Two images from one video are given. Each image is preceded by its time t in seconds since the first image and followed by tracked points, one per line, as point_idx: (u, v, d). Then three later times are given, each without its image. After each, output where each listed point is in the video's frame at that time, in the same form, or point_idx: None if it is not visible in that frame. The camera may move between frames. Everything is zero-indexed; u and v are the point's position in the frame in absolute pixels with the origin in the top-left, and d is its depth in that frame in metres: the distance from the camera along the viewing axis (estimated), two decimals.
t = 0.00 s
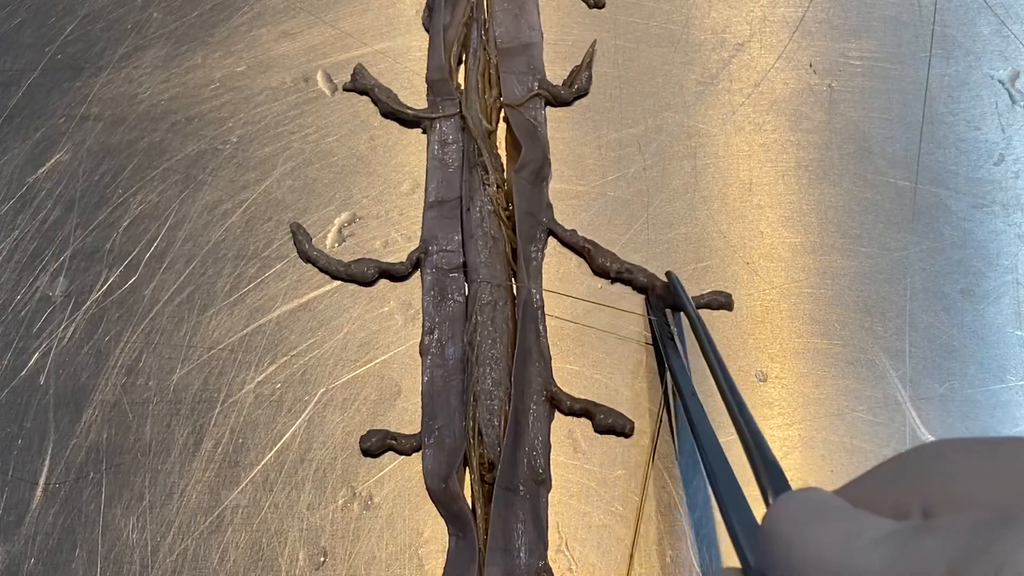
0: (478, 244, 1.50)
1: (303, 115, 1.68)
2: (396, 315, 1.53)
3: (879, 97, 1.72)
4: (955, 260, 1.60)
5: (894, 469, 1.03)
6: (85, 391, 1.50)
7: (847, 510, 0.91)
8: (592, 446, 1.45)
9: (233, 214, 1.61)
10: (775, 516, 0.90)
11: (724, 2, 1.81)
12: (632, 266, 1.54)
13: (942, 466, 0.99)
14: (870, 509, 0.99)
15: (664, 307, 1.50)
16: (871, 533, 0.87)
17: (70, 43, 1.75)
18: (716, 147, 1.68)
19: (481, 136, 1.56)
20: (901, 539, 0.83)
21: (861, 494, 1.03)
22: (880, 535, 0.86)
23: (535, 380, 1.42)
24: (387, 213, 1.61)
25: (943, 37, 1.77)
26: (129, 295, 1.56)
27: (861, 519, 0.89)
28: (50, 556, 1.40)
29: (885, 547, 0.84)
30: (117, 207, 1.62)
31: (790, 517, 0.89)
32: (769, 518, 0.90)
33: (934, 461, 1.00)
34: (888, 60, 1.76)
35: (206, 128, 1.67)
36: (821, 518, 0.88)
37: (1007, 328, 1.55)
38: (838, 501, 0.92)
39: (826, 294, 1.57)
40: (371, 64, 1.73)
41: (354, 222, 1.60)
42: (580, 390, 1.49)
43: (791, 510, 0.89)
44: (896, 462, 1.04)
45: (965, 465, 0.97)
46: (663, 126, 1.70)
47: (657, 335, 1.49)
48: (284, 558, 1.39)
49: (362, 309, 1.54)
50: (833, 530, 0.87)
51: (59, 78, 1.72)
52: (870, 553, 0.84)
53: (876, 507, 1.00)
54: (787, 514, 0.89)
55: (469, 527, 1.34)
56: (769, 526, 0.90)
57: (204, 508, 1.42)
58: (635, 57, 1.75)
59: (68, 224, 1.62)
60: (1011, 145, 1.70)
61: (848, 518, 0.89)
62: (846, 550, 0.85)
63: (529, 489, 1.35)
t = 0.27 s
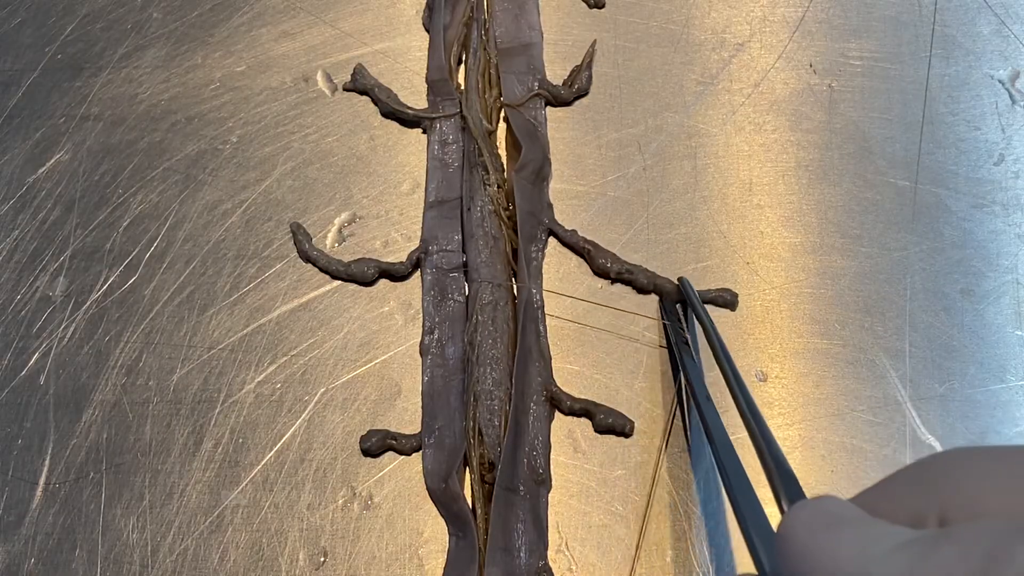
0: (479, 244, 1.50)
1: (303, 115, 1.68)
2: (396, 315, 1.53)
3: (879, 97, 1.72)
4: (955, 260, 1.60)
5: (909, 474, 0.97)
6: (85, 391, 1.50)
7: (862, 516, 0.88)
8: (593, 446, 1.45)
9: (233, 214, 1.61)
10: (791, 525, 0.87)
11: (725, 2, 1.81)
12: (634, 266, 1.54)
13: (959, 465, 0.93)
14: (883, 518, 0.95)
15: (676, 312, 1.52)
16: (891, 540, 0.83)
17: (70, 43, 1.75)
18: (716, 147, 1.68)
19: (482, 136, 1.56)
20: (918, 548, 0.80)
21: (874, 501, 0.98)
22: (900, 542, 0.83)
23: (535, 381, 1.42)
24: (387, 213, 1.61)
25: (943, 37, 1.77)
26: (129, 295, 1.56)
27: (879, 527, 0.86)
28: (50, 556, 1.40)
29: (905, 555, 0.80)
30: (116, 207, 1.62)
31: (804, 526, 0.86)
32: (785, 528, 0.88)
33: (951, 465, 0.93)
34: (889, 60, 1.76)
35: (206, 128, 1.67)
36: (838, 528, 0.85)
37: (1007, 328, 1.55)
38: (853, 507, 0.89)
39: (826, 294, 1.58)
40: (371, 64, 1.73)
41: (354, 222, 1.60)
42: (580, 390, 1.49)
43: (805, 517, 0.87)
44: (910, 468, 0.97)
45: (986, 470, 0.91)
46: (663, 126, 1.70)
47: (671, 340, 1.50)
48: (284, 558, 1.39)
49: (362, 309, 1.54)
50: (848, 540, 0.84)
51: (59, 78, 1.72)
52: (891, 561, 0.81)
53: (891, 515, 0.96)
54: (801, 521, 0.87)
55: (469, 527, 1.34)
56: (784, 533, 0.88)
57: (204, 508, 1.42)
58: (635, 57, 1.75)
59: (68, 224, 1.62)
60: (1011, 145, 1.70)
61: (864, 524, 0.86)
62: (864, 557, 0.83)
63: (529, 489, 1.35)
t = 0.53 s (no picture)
0: (481, 243, 1.50)
1: (303, 115, 1.68)
2: (396, 315, 1.53)
3: (879, 97, 1.72)
4: (955, 260, 1.60)
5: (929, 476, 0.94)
6: (85, 391, 1.50)
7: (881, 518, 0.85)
8: (592, 446, 1.45)
9: (233, 214, 1.61)
10: (808, 526, 0.85)
11: (724, 2, 1.81)
12: (635, 266, 1.54)
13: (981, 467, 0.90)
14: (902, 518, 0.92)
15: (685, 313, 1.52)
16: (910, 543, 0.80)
17: (70, 43, 1.75)
18: (716, 147, 1.68)
19: (482, 136, 1.56)
20: (939, 550, 0.77)
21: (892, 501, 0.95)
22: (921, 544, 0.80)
23: (535, 381, 1.42)
24: (387, 213, 1.61)
25: (943, 37, 1.77)
26: (129, 295, 1.56)
27: (899, 529, 0.83)
28: (50, 556, 1.40)
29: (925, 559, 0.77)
30: (116, 207, 1.62)
31: (821, 529, 0.84)
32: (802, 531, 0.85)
33: (966, 465, 0.90)
34: (889, 60, 1.76)
35: (206, 128, 1.67)
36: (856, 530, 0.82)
37: (1007, 328, 1.55)
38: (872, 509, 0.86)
39: (826, 294, 1.57)
40: (371, 64, 1.73)
41: (354, 222, 1.60)
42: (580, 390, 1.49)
43: (821, 520, 0.84)
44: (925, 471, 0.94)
45: (1003, 469, 0.88)
46: (663, 126, 1.70)
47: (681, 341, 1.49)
48: (284, 558, 1.39)
49: (362, 309, 1.54)
50: (864, 543, 0.81)
51: (59, 78, 1.72)
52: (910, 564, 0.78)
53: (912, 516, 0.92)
54: (819, 523, 0.84)
55: (469, 527, 1.34)
56: (800, 538, 0.86)
57: (204, 508, 1.42)
58: (635, 57, 1.75)
59: (68, 224, 1.62)
60: (1011, 145, 1.70)
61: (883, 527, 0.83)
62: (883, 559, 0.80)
63: (529, 489, 1.35)
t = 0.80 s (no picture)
0: (483, 243, 1.50)
1: (303, 115, 1.68)
2: (396, 315, 1.53)
3: (879, 97, 1.72)
4: (955, 260, 1.60)
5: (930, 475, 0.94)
6: (85, 391, 1.50)
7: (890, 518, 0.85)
8: (593, 446, 1.45)
9: (233, 214, 1.61)
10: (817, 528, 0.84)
11: (724, 2, 1.81)
12: (635, 265, 1.54)
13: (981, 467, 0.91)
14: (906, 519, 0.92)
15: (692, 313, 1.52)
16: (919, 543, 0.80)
17: (70, 43, 1.75)
18: (716, 147, 1.68)
19: (483, 136, 1.56)
20: (950, 552, 0.77)
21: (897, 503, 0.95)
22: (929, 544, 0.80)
23: (535, 381, 1.42)
24: (387, 213, 1.61)
25: (943, 37, 1.77)
26: (129, 295, 1.56)
27: (907, 529, 0.83)
28: (51, 556, 1.40)
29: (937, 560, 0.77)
30: (116, 207, 1.62)
31: (831, 530, 0.83)
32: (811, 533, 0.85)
33: (969, 464, 0.91)
34: (889, 60, 1.76)
35: (206, 128, 1.67)
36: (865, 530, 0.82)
37: (1007, 328, 1.55)
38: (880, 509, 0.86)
39: (826, 294, 1.57)
40: (371, 64, 1.73)
41: (354, 222, 1.60)
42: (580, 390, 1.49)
43: (830, 521, 0.84)
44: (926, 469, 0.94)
45: (1008, 469, 0.88)
46: (663, 126, 1.69)
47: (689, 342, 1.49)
48: (284, 558, 1.39)
49: (362, 309, 1.54)
50: (873, 543, 0.81)
51: (59, 78, 1.72)
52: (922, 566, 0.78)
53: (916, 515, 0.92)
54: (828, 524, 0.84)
55: (469, 527, 1.34)
56: (808, 539, 0.85)
57: (204, 508, 1.42)
58: (635, 57, 1.75)
59: (68, 223, 1.62)
60: (1011, 145, 1.70)
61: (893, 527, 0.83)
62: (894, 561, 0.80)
63: (529, 489, 1.35)
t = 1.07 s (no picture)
0: (483, 243, 1.50)
1: (303, 115, 1.68)
2: (396, 315, 1.53)
3: (879, 97, 1.72)
4: (955, 260, 1.60)
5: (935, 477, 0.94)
6: (85, 391, 1.50)
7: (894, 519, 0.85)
8: (592, 446, 1.45)
9: (233, 214, 1.61)
10: (820, 528, 0.85)
11: (724, 2, 1.81)
12: (635, 265, 1.54)
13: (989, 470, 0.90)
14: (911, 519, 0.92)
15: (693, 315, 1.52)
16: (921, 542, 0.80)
17: (70, 43, 1.75)
18: (715, 147, 1.68)
19: (483, 136, 1.56)
20: (952, 550, 0.77)
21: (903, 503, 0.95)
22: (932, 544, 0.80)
23: (535, 381, 1.42)
24: (387, 213, 1.61)
25: (943, 37, 1.77)
26: (129, 295, 1.56)
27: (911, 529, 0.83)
28: (50, 556, 1.40)
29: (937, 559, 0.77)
30: (116, 207, 1.62)
31: (834, 530, 0.84)
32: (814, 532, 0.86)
33: (972, 465, 0.91)
34: (889, 60, 1.76)
35: (205, 128, 1.67)
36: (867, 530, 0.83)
37: (1007, 328, 1.55)
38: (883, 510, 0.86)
39: (826, 294, 1.57)
40: (371, 64, 1.73)
41: (354, 222, 1.60)
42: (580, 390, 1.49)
43: (832, 521, 0.84)
44: (929, 471, 0.94)
45: (1010, 471, 0.88)
46: (663, 126, 1.70)
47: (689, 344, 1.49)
48: (284, 558, 1.39)
49: (362, 309, 1.54)
50: (876, 543, 0.81)
51: (59, 78, 1.72)
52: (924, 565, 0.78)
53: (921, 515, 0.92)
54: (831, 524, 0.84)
55: (469, 527, 1.34)
56: (812, 538, 0.86)
57: (204, 507, 1.42)
58: (635, 57, 1.75)
59: (68, 223, 1.62)
60: (1011, 145, 1.70)
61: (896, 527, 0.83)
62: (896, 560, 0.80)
63: (529, 489, 1.35)
